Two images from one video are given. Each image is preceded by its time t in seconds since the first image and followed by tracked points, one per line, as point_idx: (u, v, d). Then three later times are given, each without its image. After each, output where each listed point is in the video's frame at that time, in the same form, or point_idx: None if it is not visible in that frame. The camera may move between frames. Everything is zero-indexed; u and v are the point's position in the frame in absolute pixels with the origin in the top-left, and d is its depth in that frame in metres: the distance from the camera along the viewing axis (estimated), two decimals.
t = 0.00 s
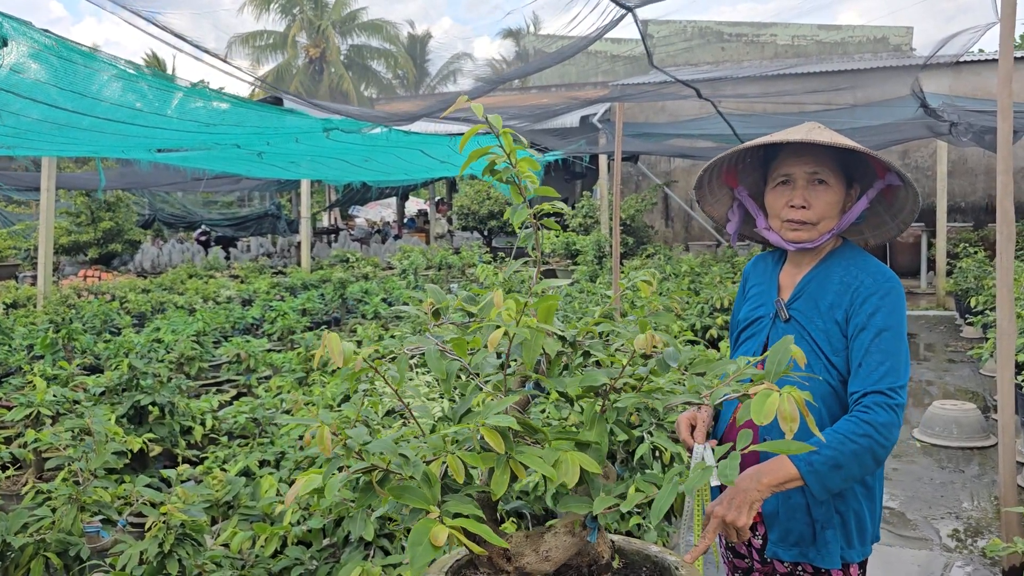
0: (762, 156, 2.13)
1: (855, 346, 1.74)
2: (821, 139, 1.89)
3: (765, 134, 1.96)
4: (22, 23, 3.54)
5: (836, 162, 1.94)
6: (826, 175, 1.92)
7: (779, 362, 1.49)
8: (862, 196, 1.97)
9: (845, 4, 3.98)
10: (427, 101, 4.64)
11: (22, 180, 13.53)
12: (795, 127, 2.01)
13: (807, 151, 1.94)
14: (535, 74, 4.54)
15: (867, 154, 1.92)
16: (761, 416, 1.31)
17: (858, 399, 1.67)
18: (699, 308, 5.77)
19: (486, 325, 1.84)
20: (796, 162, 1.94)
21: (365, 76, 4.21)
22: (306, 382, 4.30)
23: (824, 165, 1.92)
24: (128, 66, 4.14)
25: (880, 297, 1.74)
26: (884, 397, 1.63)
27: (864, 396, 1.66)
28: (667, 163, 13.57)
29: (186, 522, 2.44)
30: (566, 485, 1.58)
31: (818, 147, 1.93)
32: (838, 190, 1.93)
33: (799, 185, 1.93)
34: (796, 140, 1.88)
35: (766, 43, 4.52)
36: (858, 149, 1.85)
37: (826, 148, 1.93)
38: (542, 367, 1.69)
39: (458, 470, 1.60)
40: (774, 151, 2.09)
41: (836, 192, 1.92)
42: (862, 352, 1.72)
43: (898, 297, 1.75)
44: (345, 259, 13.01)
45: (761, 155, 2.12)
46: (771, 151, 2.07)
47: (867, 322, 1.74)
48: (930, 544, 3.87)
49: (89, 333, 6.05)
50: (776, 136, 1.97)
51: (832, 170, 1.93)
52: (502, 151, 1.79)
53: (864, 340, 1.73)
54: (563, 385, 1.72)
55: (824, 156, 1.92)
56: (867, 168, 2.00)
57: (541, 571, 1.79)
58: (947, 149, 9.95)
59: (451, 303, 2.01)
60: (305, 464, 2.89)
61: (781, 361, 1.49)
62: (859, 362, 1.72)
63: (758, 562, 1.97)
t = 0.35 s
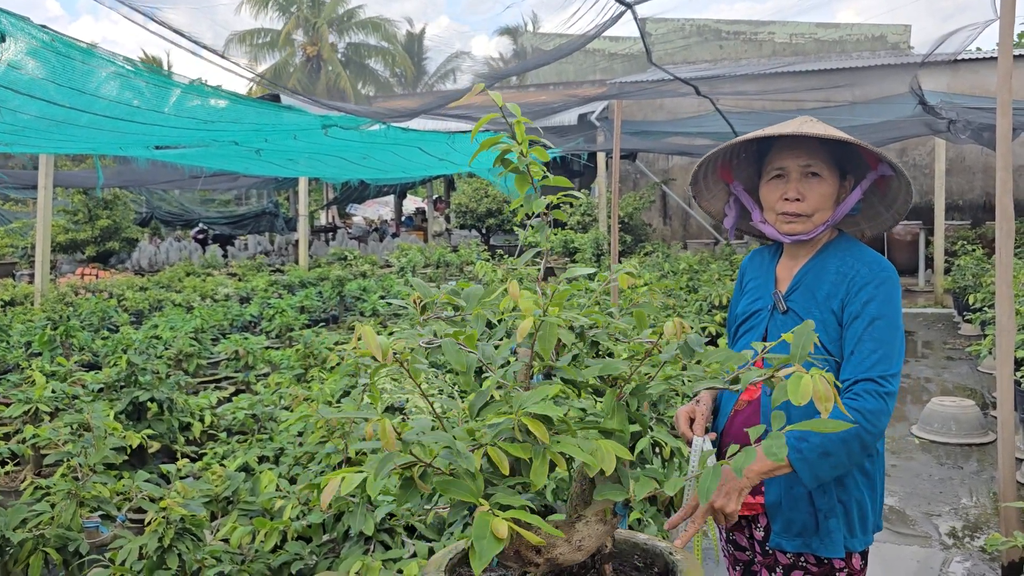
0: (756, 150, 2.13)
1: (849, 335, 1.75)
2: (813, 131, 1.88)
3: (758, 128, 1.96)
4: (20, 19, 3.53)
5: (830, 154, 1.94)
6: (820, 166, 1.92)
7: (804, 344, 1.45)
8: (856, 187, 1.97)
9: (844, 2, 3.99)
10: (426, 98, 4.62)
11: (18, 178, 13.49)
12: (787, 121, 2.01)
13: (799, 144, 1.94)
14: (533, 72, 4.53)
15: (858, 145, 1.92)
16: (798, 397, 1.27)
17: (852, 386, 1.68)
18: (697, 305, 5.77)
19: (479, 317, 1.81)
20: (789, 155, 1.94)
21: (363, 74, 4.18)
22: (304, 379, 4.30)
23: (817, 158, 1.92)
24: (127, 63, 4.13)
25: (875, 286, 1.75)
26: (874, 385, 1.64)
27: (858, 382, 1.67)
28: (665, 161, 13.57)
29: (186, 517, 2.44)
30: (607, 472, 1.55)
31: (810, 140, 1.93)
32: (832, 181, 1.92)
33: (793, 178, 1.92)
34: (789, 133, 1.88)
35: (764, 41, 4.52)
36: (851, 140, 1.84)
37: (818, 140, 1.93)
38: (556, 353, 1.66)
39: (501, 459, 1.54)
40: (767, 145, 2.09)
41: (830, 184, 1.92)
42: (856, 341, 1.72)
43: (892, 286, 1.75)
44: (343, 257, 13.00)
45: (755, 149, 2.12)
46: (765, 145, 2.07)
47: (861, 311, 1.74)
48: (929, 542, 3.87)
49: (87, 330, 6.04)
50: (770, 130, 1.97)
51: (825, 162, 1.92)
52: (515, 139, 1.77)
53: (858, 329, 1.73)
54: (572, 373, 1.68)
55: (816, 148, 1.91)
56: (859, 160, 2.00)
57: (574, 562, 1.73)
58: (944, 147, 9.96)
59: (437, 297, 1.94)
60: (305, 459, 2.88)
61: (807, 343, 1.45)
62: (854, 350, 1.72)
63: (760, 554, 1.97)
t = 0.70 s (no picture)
0: (755, 147, 2.13)
1: (844, 328, 1.76)
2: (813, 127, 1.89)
3: (757, 125, 1.96)
4: (17, 16, 3.52)
5: (829, 150, 1.94)
6: (819, 162, 1.92)
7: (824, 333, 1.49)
8: (855, 183, 1.97)
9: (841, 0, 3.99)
10: (422, 96, 4.59)
11: (13, 176, 13.46)
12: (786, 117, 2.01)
13: (799, 140, 1.94)
14: (529, 70, 4.52)
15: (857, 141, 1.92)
16: (836, 378, 1.32)
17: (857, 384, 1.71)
18: (694, 303, 5.78)
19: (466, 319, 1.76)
20: (788, 151, 1.94)
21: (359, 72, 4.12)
22: (302, 376, 4.29)
23: (816, 153, 1.92)
24: (123, 60, 4.12)
25: (873, 281, 1.77)
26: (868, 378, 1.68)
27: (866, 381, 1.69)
28: (661, 159, 13.60)
29: (185, 514, 2.43)
30: (666, 462, 1.60)
31: (809, 136, 1.94)
32: (831, 177, 1.93)
33: (792, 174, 1.93)
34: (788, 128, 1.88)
35: (760, 39, 4.53)
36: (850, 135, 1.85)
37: (818, 135, 1.93)
38: (584, 350, 1.70)
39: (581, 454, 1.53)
40: (766, 141, 2.09)
41: (829, 180, 1.92)
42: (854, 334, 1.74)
43: (890, 279, 1.77)
44: (339, 255, 12.99)
45: (755, 146, 2.12)
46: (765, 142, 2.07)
47: (858, 304, 1.76)
48: (925, 538, 3.89)
49: (82, 328, 6.03)
50: (769, 127, 1.97)
51: (825, 158, 1.92)
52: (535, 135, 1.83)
53: (851, 322, 1.76)
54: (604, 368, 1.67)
55: (816, 144, 1.91)
56: (859, 156, 2.00)
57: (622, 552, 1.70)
58: (940, 146, 9.99)
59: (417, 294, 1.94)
60: (303, 456, 2.88)
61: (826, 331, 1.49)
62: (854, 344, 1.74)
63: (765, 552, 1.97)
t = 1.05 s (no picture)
0: (760, 144, 2.14)
1: (826, 324, 1.78)
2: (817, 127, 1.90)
3: (762, 124, 1.97)
4: (12, 14, 3.51)
5: (833, 151, 1.95)
6: (822, 163, 1.93)
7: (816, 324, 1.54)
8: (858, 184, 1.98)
9: None
10: (418, 94, 4.59)
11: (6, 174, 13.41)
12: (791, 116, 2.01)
13: (803, 139, 1.95)
14: (524, 68, 4.51)
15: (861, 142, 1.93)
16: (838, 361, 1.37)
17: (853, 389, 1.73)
18: (690, 302, 5.80)
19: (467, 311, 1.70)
20: (792, 151, 1.95)
21: (354, 71, 4.11)
22: (299, 375, 4.29)
23: (820, 153, 1.93)
24: (119, 57, 4.11)
25: (867, 282, 1.78)
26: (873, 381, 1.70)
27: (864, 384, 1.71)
28: (656, 158, 13.62)
29: (183, 513, 2.43)
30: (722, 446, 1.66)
31: (813, 135, 1.95)
32: (833, 177, 1.94)
33: (794, 173, 1.94)
34: (794, 127, 1.89)
35: (755, 37, 4.54)
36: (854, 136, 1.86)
37: (822, 135, 1.94)
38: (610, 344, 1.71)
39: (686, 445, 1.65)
40: (770, 139, 2.09)
41: (831, 180, 1.93)
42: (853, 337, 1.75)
43: (885, 279, 1.78)
44: (334, 253, 12.98)
45: (760, 145, 2.13)
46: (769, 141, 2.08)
47: (856, 306, 1.77)
48: (920, 536, 3.91)
49: (78, 327, 6.02)
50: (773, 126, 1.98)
51: (827, 159, 1.94)
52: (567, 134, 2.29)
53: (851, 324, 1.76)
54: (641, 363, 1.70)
55: (820, 144, 1.93)
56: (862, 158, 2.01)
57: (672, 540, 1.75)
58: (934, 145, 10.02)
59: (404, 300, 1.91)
60: (301, 455, 2.88)
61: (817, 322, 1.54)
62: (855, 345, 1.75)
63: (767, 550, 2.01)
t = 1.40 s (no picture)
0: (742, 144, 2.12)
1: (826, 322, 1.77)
2: (789, 130, 1.89)
3: (736, 130, 1.96)
4: None
5: (809, 148, 1.94)
6: (799, 162, 1.92)
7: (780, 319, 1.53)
8: (839, 178, 1.97)
9: None
10: (405, 86, 4.56)
11: None
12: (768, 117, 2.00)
13: (779, 141, 1.94)
14: (511, 60, 4.48)
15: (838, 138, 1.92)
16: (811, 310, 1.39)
17: (868, 387, 1.72)
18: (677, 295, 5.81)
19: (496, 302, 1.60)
20: (769, 153, 1.94)
21: (341, 63, 4.08)
22: (284, 370, 4.26)
23: (797, 154, 1.92)
24: (101, 45, 4.06)
25: (871, 278, 1.78)
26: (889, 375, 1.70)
27: (879, 380, 1.71)
28: (645, 151, 13.63)
29: (166, 509, 2.40)
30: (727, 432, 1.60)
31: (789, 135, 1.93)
32: (813, 175, 1.93)
33: (775, 175, 1.93)
34: (767, 133, 1.88)
35: (743, 31, 4.53)
36: (826, 137, 1.84)
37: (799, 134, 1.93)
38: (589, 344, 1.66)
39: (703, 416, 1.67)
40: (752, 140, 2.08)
41: (811, 178, 1.93)
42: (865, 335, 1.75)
43: (884, 275, 1.78)
44: (321, 247, 12.93)
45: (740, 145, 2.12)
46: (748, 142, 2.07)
47: (864, 304, 1.77)
48: (906, 528, 3.93)
49: (61, 321, 5.96)
50: (748, 130, 1.97)
51: (805, 157, 1.93)
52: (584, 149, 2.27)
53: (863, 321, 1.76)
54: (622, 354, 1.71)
55: (795, 145, 1.91)
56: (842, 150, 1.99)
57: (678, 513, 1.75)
58: (920, 138, 10.06)
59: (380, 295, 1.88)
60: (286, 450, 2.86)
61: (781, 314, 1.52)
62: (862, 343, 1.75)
63: (755, 538, 2.03)
